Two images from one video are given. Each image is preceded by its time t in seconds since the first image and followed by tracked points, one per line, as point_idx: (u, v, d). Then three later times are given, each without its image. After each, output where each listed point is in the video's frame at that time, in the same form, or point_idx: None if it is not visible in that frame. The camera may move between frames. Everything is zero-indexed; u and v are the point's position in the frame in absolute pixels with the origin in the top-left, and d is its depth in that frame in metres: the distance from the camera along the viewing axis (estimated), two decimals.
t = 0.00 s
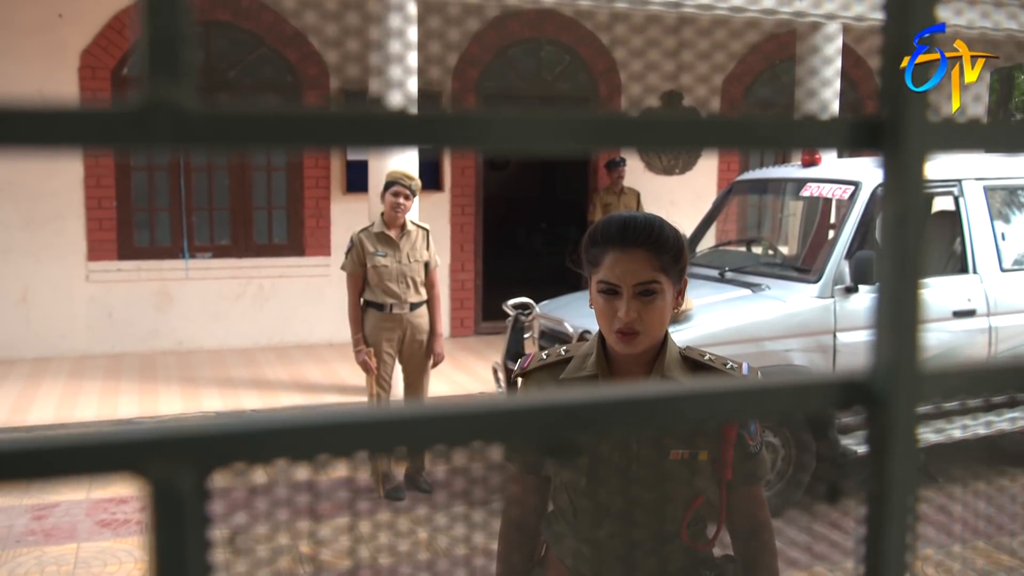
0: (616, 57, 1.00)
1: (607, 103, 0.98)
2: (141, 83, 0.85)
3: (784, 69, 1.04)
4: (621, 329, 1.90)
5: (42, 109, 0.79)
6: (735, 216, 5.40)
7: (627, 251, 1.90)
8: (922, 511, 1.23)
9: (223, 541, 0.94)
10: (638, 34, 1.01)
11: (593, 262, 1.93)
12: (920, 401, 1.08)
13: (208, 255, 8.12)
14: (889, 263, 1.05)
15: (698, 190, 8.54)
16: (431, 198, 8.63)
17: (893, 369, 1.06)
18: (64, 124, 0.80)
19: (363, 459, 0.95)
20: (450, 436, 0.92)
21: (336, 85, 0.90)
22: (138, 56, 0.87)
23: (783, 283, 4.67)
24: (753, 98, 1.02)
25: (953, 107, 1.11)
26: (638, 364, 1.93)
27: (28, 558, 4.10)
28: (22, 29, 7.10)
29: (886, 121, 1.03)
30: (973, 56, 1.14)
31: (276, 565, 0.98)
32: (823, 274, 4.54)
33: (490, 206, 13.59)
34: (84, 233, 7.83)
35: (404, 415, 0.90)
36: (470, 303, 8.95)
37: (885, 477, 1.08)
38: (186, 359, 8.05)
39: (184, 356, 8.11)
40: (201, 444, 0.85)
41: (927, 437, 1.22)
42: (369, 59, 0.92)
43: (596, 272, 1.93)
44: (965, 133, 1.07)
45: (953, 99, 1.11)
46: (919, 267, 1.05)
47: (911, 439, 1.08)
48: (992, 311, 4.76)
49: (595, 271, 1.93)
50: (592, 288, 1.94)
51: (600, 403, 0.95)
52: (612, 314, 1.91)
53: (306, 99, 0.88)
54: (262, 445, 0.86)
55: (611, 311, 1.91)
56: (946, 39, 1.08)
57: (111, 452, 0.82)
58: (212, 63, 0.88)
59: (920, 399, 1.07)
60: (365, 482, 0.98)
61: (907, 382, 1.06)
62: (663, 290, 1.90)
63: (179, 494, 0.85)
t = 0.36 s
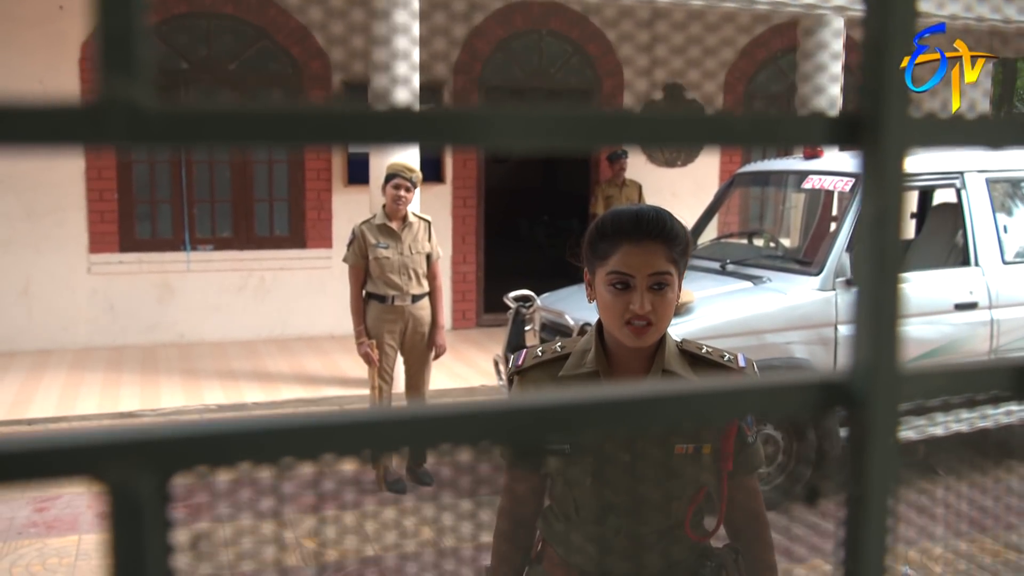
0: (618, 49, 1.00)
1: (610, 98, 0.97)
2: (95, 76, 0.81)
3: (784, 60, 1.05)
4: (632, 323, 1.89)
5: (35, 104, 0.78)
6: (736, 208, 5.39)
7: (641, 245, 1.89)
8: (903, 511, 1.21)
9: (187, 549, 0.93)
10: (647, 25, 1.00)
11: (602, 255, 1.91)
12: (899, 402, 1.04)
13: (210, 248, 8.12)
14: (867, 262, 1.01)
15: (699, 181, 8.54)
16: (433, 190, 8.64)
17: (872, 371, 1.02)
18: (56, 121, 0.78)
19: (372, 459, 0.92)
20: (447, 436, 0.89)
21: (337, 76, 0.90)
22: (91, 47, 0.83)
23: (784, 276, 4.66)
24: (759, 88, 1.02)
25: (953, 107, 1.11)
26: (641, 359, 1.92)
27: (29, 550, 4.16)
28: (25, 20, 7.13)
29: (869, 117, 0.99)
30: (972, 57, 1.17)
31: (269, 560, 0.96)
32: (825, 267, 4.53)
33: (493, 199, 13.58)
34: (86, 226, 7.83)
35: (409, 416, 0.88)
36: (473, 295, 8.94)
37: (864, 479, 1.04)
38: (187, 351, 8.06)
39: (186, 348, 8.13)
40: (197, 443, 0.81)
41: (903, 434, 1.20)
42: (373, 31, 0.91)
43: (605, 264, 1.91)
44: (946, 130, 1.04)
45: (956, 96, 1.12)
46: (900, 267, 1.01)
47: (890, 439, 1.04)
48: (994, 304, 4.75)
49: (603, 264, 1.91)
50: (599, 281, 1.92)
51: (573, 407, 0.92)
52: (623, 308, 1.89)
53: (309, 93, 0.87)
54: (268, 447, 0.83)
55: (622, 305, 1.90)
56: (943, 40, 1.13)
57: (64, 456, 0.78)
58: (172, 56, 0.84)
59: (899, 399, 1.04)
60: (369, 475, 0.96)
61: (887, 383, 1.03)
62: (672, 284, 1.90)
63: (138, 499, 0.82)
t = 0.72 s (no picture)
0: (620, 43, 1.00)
1: (614, 93, 0.97)
2: (45, 72, 0.82)
3: (786, 58, 1.03)
4: (617, 319, 1.89)
5: (34, 100, 0.79)
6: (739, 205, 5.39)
7: (627, 241, 1.87)
8: (876, 510, 1.21)
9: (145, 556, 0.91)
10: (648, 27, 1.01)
11: (591, 249, 1.90)
12: (872, 404, 1.04)
13: (211, 244, 8.06)
14: (841, 260, 1.00)
15: (702, 178, 8.52)
16: (435, 186, 8.63)
17: (845, 372, 1.02)
18: (58, 116, 0.80)
19: (344, 457, 0.91)
20: (432, 434, 0.90)
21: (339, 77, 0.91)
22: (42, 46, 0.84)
23: (785, 273, 4.66)
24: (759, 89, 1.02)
25: (952, 108, 1.10)
26: (633, 354, 1.93)
27: (29, 547, 4.17)
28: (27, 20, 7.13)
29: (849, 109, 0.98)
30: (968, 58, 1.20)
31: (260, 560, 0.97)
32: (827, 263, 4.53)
33: (499, 197, 13.57)
34: (87, 224, 7.82)
35: (376, 412, 0.87)
36: (475, 291, 8.96)
37: (837, 479, 1.04)
38: (190, 348, 8.09)
39: (188, 345, 8.18)
40: (181, 441, 0.82)
41: (885, 435, 1.19)
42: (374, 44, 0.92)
43: (593, 259, 1.90)
44: (922, 125, 1.02)
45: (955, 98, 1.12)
46: (872, 267, 1.00)
47: (864, 440, 1.04)
48: (996, 302, 4.70)
49: (592, 258, 1.90)
50: (588, 275, 1.92)
51: (540, 406, 0.92)
52: (609, 304, 1.89)
53: (311, 89, 0.88)
54: (239, 443, 0.84)
55: (609, 300, 1.90)
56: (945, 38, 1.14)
57: (13, 455, 0.78)
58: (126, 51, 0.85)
59: (872, 400, 1.04)
60: (342, 473, 0.95)
61: (860, 384, 1.02)
62: (659, 280, 1.89)
63: (93, 497, 0.82)
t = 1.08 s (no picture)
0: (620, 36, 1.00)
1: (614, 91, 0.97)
2: None
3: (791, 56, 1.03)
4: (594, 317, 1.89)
5: None
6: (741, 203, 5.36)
7: (602, 238, 1.89)
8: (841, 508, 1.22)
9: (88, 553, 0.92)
10: (653, 21, 1.00)
11: (572, 246, 1.94)
12: (839, 404, 1.03)
13: (213, 242, 8.06)
14: (803, 261, 0.99)
15: (705, 176, 8.48)
16: (437, 183, 8.62)
17: (809, 372, 1.01)
18: (61, 112, 0.80)
19: (297, 457, 0.90)
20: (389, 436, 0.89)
21: (340, 73, 0.89)
22: None
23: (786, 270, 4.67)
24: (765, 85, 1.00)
25: (952, 108, 1.08)
26: (626, 354, 1.91)
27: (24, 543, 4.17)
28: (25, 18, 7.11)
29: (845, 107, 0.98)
30: (973, 57, 1.17)
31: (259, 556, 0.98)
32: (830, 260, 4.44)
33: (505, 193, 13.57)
34: (89, 221, 7.83)
35: (367, 409, 0.87)
36: (477, 289, 8.95)
37: (802, 480, 1.03)
38: (192, 345, 8.11)
39: (191, 343, 8.16)
40: (180, 437, 0.82)
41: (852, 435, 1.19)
42: (372, 32, 0.91)
43: (574, 257, 1.93)
44: (890, 119, 1.02)
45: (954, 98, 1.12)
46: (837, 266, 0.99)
47: (830, 439, 1.03)
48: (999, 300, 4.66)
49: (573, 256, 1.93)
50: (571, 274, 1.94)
51: (502, 406, 0.92)
52: (587, 301, 1.90)
53: (312, 84, 0.87)
54: (229, 439, 0.84)
55: (587, 299, 1.91)
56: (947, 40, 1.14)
57: None
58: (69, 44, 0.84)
59: (841, 400, 1.02)
60: (293, 478, 0.93)
61: (827, 385, 1.01)
62: (636, 278, 1.88)
63: (33, 499, 0.81)
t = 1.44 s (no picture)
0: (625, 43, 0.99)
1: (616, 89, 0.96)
2: None
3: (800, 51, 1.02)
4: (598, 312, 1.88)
5: None
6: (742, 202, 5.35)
7: (606, 231, 1.88)
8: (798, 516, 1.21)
9: (22, 558, 0.93)
10: (656, 17, 1.00)
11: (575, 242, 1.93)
12: (798, 407, 1.03)
13: (214, 240, 8.04)
14: (762, 264, 1.00)
15: (707, 174, 8.46)
16: (438, 181, 8.62)
17: (768, 375, 1.00)
18: (59, 112, 0.80)
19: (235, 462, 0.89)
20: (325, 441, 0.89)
21: (341, 72, 0.89)
22: None
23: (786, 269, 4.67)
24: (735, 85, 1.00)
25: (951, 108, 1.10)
26: (627, 350, 1.90)
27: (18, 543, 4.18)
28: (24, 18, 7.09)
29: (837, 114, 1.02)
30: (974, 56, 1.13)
31: (259, 556, 0.99)
32: (829, 259, 4.46)
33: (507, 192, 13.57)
34: (91, 220, 7.82)
35: (371, 408, 0.90)
36: (478, 288, 8.93)
37: (759, 483, 1.03)
38: (193, 344, 8.13)
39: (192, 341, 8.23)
40: (181, 436, 0.85)
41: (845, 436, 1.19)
42: (374, 30, 0.90)
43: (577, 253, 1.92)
44: (861, 118, 1.03)
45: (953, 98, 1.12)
46: (793, 270, 0.99)
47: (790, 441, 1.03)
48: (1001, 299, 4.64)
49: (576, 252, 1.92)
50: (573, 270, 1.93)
51: (481, 406, 0.93)
52: (590, 296, 1.89)
53: (312, 84, 0.86)
54: (217, 441, 0.86)
55: (590, 293, 1.90)
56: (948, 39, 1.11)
57: None
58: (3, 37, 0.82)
59: (798, 404, 1.02)
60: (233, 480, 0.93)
61: (785, 388, 1.01)
62: (640, 273, 1.87)
63: None
